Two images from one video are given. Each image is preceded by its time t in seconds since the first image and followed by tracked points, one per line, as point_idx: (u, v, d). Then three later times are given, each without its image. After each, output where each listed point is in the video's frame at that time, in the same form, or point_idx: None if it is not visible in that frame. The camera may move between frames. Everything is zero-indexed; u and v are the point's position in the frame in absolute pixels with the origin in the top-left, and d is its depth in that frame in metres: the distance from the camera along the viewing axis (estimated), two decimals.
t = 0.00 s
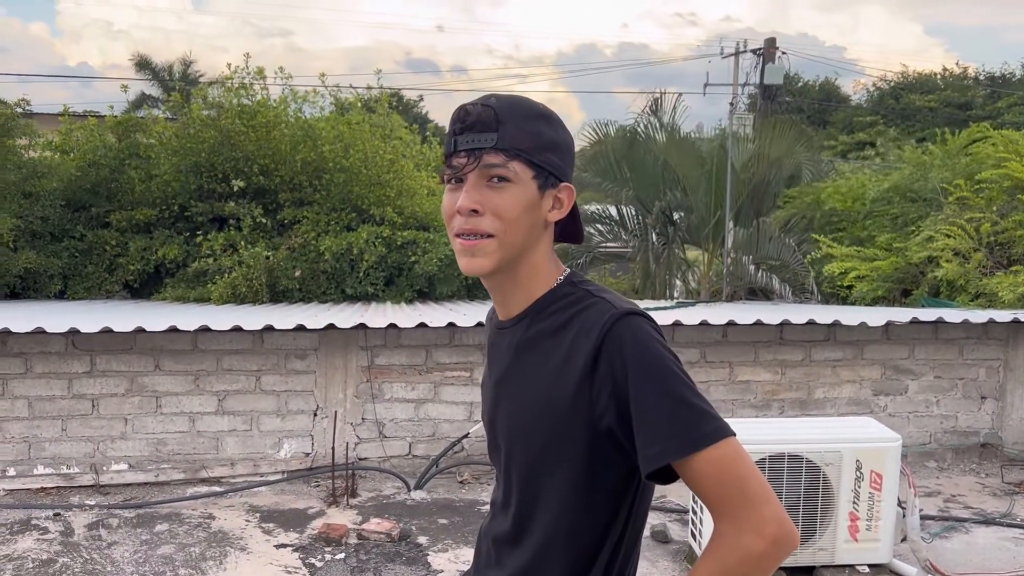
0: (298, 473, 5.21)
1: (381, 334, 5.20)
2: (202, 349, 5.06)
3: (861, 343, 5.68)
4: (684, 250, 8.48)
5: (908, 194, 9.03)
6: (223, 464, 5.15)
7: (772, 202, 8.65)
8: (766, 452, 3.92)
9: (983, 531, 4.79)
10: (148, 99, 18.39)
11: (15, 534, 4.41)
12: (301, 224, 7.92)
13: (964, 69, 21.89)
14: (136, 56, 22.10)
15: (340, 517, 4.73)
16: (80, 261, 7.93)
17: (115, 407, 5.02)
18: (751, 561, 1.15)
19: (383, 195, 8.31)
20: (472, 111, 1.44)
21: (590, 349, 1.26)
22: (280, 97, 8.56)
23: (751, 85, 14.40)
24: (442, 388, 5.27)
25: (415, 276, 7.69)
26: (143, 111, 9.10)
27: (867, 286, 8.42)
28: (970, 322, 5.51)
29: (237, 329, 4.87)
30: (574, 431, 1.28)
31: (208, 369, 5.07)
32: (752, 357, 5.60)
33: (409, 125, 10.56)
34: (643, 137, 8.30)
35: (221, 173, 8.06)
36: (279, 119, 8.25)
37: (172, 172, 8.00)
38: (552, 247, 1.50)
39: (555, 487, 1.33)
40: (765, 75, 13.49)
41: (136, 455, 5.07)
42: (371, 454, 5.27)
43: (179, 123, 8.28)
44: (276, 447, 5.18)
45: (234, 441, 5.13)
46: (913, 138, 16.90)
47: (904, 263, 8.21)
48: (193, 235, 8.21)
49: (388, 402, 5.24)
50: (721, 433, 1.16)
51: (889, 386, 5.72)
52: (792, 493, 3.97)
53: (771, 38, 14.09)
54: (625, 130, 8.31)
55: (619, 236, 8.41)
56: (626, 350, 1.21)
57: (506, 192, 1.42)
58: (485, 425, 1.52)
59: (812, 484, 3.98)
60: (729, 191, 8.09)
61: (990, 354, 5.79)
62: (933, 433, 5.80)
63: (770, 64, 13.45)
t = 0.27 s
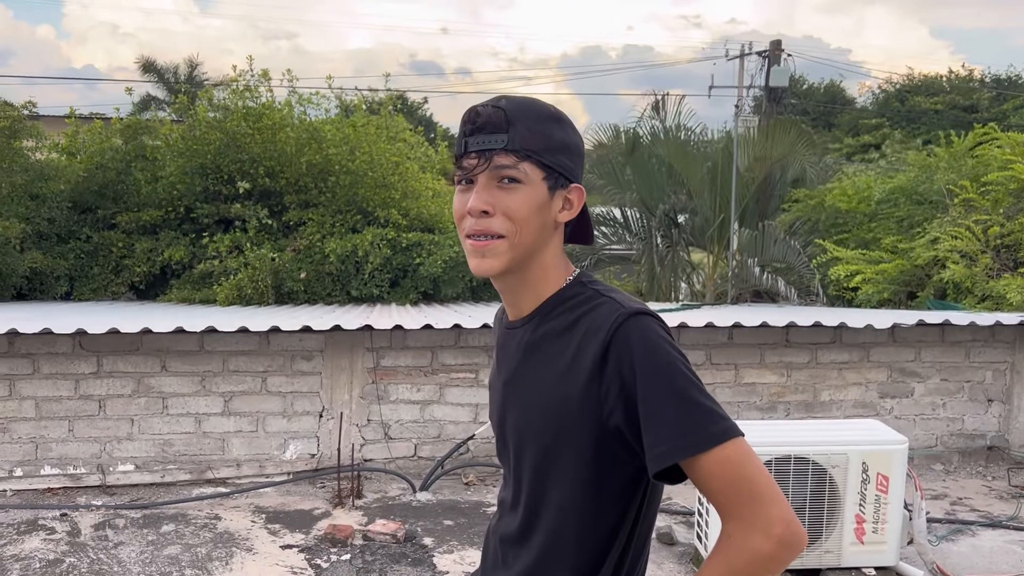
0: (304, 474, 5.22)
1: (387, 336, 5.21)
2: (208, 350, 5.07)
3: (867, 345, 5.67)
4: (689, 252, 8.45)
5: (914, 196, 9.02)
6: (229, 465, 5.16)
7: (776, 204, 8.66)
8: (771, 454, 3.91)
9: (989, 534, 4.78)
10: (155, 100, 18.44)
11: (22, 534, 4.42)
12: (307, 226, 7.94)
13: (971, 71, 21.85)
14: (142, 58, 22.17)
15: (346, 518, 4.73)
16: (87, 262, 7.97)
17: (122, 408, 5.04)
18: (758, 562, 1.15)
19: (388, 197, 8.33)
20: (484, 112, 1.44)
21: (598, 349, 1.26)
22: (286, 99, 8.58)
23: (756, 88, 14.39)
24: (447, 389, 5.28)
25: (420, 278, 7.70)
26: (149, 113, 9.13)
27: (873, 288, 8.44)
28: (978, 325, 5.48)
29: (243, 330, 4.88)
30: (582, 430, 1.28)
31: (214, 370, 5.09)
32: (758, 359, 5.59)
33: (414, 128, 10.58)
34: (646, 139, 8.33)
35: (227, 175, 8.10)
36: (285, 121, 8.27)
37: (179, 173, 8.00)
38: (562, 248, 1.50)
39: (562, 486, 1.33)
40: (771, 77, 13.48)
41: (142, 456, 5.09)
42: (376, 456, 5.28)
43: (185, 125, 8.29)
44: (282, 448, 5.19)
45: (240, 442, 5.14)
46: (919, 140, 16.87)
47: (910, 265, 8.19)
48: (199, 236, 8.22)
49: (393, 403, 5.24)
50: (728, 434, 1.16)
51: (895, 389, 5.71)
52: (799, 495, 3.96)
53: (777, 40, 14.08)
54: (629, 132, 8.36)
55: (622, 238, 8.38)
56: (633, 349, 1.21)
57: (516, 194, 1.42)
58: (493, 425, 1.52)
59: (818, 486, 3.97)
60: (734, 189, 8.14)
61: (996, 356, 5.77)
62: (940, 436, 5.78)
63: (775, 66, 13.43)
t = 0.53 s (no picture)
0: (309, 477, 5.23)
1: (392, 339, 5.21)
2: (214, 353, 5.09)
3: (873, 349, 5.66)
4: (694, 255, 8.50)
5: (920, 199, 9.05)
6: (235, 467, 5.17)
7: (782, 207, 8.67)
8: (776, 458, 3.89)
9: (996, 539, 4.76)
10: (162, 104, 18.48)
11: (29, 536, 4.44)
12: (313, 228, 7.96)
13: (977, 74, 21.81)
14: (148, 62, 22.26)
15: (351, 521, 4.73)
16: (93, 265, 8.00)
17: (129, 410, 5.05)
18: (764, 568, 1.14)
19: (393, 200, 8.36)
20: (493, 120, 1.45)
21: (604, 355, 1.26)
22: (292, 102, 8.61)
23: (762, 91, 14.39)
24: (452, 392, 5.29)
25: (425, 281, 7.73)
26: (156, 116, 9.17)
27: (879, 291, 8.43)
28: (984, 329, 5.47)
29: (250, 333, 4.90)
30: (588, 435, 1.29)
31: (220, 372, 5.10)
32: (764, 363, 5.59)
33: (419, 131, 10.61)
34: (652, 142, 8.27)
35: (233, 178, 8.13)
36: (291, 124, 8.30)
37: (185, 176, 8.02)
38: (571, 255, 1.51)
39: (569, 491, 1.34)
40: (776, 81, 13.48)
41: (148, 458, 5.10)
42: (381, 459, 5.28)
43: (191, 128, 8.31)
44: (288, 450, 5.20)
45: (246, 444, 5.16)
46: (925, 144, 16.84)
47: (916, 268, 8.16)
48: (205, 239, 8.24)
49: (399, 406, 5.25)
50: (733, 439, 1.16)
51: (901, 393, 5.70)
52: (805, 499, 3.95)
53: (782, 43, 14.07)
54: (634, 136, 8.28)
55: (627, 241, 8.52)
56: (639, 355, 1.22)
57: (526, 201, 1.43)
58: (500, 429, 1.52)
59: (824, 490, 3.96)
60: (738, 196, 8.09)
61: (1003, 361, 5.76)
62: (946, 440, 5.77)
63: (781, 69, 13.43)
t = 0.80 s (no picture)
0: (312, 478, 5.23)
1: (395, 341, 5.22)
2: (218, 354, 5.10)
3: (876, 352, 5.66)
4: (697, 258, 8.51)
5: (924, 202, 9.01)
6: (238, 468, 5.18)
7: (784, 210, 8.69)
8: (779, 460, 3.89)
9: (999, 542, 4.76)
10: (165, 106, 18.52)
11: (33, 537, 4.45)
12: (316, 230, 7.98)
13: (981, 77, 21.79)
14: (152, 64, 22.31)
15: (354, 523, 4.74)
16: (97, 266, 8.03)
17: (132, 412, 5.07)
18: (766, 569, 1.15)
19: (397, 202, 8.37)
20: (498, 124, 1.46)
21: (607, 356, 1.27)
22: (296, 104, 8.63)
23: (765, 93, 14.38)
24: (455, 394, 5.29)
25: (428, 283, 7.75)
26: (160, 118, 9.19)
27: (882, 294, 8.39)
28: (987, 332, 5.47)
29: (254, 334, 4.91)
30: (592, 436, 1.29)
31: (224, 374, 5.12)
32: (767, 365, 5.59)
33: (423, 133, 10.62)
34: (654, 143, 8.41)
35: (237, 180, 8.16)
36: (295, 126, 8.32)
37: (189, 178, 8.05)
38: (576, 256, 1.51)
39: (573, 492, 1.34)
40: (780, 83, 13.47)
41: (152, 459, 5.11)
42: (385, 460, 5.29)
43: (195, 130, 8.34)
44: (291, 452, 5.21)
45: (250, 445, 5.16)
46: (928, 146, 16.83)
47: (919, 271, 8.15)
48: (208, 241, 8.27)
49: (402, 408, 5.26)
50: (735, 440, 1.17)
51: (904, 396, 5.69)
52: (808, 502, 3.95)
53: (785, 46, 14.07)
54: (636, 138, 8.45)
55: (630, 243, 8.51)
56: (642, 357, 1.22)
57: (531, 204, 1.43)
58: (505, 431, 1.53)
59: (828, 494, 3.96)
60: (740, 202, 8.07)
61: (1006, 364, 5.75)
62: (950, 443, 5.76)
63: (784, 72, 13.43)
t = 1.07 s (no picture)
0: (314, 479, 5.24)
1: (398, 342, 5.23)
2: (221, 355, 5.10)
3: (878, 354, 5.66)
4: (698, 260, 8.52)
5: (924, 205, 9.00)
6: (241, 469, 5.18)
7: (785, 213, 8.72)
8: (781, 462, 3.89)
9: (1001, 545, 4.76)
10: (167, 108, 18.54)
11: (36, 537, 4.45)
12: (317, 232, 7.99)
13: (981, 80, 21.81)
14: (153, 65, 22.31)
15: (357, 524, 4.74)
16: (98, 267, 8.05)
17: (135, 412, 5.07)
18: (777, 570, 1.15)
19: (399, 204, 8.38)
20: (507, 125, 1.46)
21: (616, 357, 1.27)
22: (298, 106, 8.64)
23: (766, 96, 14.39)
24: (458, 396, 5.29)
25: (430, 284, 7.79)
26: (161, 119, 9.20)
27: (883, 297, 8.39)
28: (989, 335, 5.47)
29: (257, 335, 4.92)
30: (601, 437, 1.29)
31: (227, 375, 5.12)
32: (769, 368, 5.59)
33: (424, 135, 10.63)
34: (658, 146, 8.43)
35: (239, 181, 8.18)
36: (297, 128, 8.33)
37: (190, 179, 8.07)
38: (585, 258, 1.52)
39: (583, 491, 1.34)
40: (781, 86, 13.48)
41: (154, 460, 5.11)
42: (387, 462, 5.30)
43: (197, 131, 8.35)
44: (293, 453, 5.21)
45: (252, 447, 5.17)
46: (928, 149, 16.84)
47: (920, 274, 8.16)
48: (210, 242, 8.28)
49: (404, 409, 5.26)
50: (745, 441, 1.17)
51: (906, 399, 5.70)
52: (811, 504, 3.95)
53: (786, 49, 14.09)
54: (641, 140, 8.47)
55: (632, 245, 8.52)
56: (651, 358, 1.23)
57: (538, 204, 1.44)
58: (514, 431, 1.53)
59: (830, 496, 3.96)
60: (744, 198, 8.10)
61: (1008, 367, 5.76)
62: (951, 446, 5.77)
63: (785, 75, 13.43)
